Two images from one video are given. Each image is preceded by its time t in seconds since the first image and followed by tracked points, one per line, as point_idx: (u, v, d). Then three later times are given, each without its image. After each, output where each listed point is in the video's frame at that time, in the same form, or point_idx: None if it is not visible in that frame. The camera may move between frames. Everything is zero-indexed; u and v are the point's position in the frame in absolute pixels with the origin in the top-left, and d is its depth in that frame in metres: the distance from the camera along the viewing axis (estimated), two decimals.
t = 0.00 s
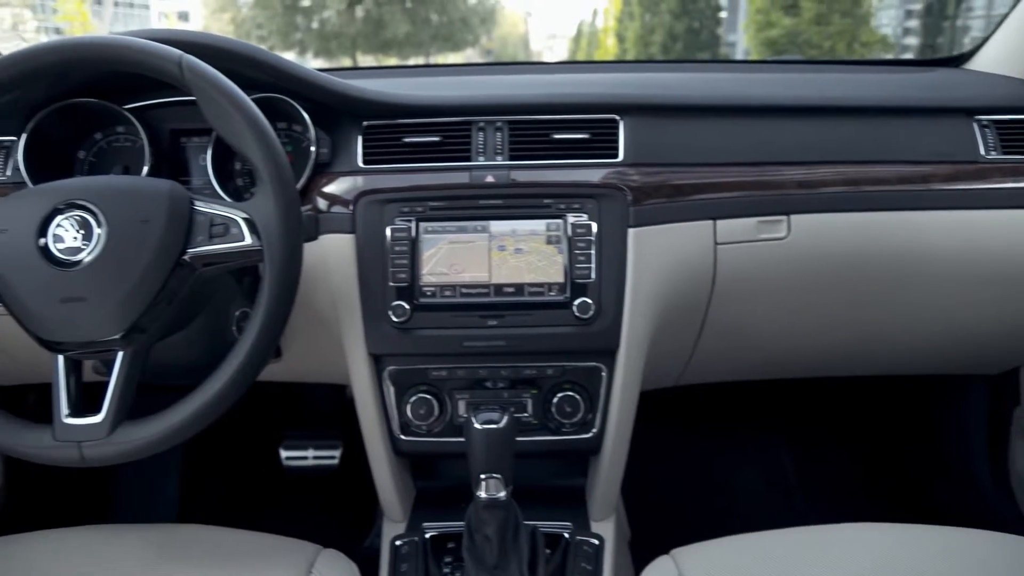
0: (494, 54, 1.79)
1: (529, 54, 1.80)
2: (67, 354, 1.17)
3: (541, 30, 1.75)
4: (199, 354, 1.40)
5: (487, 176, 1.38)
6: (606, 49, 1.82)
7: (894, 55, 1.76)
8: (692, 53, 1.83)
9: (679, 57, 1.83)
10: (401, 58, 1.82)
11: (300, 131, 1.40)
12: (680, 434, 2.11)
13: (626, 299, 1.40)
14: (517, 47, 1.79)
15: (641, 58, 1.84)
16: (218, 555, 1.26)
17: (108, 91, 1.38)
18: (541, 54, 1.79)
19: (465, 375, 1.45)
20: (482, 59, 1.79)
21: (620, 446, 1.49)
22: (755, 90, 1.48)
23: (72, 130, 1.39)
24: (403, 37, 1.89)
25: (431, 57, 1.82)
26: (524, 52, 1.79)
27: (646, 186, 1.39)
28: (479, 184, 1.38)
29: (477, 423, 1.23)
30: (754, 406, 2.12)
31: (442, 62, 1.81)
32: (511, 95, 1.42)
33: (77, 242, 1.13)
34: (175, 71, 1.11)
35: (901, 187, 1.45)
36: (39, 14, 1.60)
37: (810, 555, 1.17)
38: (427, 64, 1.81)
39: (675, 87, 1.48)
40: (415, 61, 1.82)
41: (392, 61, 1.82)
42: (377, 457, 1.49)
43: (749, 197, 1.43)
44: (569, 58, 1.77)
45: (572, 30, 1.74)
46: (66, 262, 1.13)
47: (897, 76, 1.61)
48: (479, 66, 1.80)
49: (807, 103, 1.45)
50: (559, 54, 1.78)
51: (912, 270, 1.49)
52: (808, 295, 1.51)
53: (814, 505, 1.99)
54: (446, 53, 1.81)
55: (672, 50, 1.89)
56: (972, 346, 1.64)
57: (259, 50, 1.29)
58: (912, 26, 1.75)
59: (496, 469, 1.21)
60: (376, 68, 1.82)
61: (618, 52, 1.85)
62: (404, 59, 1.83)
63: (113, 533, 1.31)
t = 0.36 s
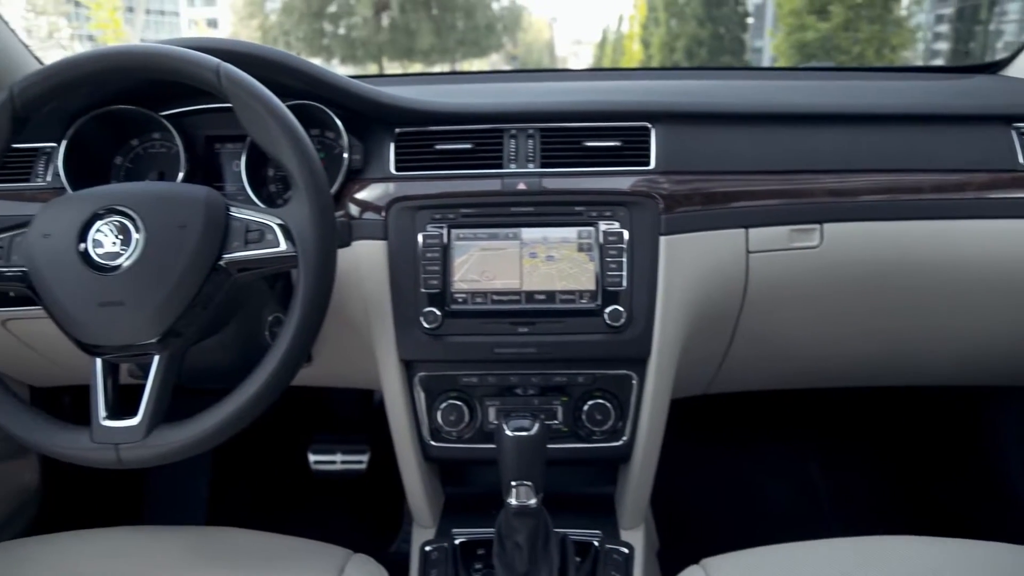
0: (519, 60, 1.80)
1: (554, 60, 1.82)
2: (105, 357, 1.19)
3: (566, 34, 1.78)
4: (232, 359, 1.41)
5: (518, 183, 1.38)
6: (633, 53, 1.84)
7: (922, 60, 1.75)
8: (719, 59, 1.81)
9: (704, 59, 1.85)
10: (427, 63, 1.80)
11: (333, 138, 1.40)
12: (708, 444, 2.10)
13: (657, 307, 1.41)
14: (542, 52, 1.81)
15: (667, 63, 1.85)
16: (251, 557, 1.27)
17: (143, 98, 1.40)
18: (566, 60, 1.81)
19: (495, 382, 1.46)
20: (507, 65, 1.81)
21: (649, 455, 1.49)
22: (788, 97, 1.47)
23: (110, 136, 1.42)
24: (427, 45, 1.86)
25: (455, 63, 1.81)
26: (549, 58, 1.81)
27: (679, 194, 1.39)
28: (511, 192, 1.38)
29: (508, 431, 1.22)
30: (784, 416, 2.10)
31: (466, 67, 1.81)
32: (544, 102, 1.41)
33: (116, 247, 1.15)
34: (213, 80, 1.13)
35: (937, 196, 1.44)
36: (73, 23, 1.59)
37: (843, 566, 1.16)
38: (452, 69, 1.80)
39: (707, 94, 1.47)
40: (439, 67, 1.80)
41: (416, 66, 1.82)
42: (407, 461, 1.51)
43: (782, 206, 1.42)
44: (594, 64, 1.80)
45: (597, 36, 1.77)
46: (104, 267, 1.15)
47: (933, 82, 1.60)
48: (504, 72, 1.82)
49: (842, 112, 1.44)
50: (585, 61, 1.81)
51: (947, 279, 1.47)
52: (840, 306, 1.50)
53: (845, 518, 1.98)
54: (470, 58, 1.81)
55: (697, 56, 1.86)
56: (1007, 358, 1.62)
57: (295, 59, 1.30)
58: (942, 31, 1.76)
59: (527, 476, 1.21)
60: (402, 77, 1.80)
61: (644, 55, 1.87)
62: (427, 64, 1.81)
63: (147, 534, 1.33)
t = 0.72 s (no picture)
0: (543, 67, 1.83)
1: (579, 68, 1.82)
2: (140, 361, 1.20)
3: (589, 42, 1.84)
4: (263, 366, 1.43)
5: (549, 192, 1.38)
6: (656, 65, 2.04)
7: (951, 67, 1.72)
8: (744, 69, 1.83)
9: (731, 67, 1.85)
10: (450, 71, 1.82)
11: (364, 145, 1.41)
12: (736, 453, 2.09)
13: (688, 317, 1.40)
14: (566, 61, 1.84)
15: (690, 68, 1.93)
16: (282, 561, 1.28)
17: (178, 106, 1.42)
18: (591, 68, 1.79)
19: (525, 390, 1.46)
20: (531, 72, 1.81)
21: (679, 466, 1.49)
22: (821, 106, 1.46)
23: (146, 144, 1.44)
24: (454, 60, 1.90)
25: (479, 71, 1.81)
26: (573, 65, 1.83)
27: (710, 203, 1.39)
28: (541, 201, 1.38)
29: (538, 439, 1.22)
30: (813, 426, 2.09)
31: (490, 74, 1.80)
32: (575, 109, 1.41)
33: (152, 253, 1.17)
34: (247, 88, 1.14)
35: (971, 206, 1.42)
36: (105, 31, 1.63)
37: None
38: (476, 76, 1.80)
39: (739, 103, 1.46)
40: (463, 75, 1.81)
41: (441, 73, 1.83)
42: (437, 469, 1.51)
43: (814, 215, 1.41)
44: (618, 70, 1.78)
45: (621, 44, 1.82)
46: (140, 273, 1.16)
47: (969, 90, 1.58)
48: (529, 78, 1.78)
49: (877, 120, 1.41)
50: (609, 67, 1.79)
51: (981, 290, 1.46)
52: (872, 317, 1.49)
53: (874, 531, 1.96)
54: (494, 66, 1.82)
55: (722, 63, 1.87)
56: None
57: (328, 68, 1.31)
58: (972, 37, 1.73)
59: (557, 485, 1.20)
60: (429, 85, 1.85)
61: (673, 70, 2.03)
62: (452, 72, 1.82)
63: (181, 536, 1.34)
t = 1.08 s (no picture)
0: (568, 73, 1.83)
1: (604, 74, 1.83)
2: (175, 365, 1.22)
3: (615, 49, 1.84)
4: (296, 371, 1.44)
5: (580, 200, 1.38)
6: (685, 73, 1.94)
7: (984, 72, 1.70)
8: (772, 76, 1.82)
9: (758, 74, 1.87)
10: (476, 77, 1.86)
11: (395, 153, 1.42)
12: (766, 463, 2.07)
13: (719, 326, 1.40)
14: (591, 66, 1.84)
15: (716, 74, 1.96)
16: (313, 565, 1.29)
17: (213, 113, 1.43)
18: (615, 75, 1.82)
19: (555, 397, 1.46)
20: (557, 79, 1.82)
21: (710, 475, 1.48)
22: (854, 113, 1.44)
23: (181, 151, 1.46)
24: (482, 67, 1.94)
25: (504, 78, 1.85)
26: (598, 71, 1.83)
27: (741, 212, 1.38)
28: (573, 208, 1.38)
29: (569, 446, 1.24)
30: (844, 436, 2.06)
31: (515, 81, 1.84)
32: (606, 116, 1.41)
33: (188, 259, 1.18)
34: (281, 96, 1.16)
35: (1008, 214, 1.40)
36: (138, 40, 1.61)
37: None
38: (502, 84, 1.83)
39: (770, 110, 1.45)
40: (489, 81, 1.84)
41: (467, 80, 1.85)
42: (467, 475, 1.52)
43: (848, 224, 1.40)
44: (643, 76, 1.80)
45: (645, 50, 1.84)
46: (176, 278, 1.18)
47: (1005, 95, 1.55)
48: (554, 85, 1.82)
49: (911, 128, 1.40)
50: (634, 73, 1.81)
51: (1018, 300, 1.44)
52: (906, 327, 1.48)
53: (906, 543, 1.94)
54: (518, 73, 1.85)
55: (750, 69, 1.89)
56: None
57: (363, 77, 1.32)
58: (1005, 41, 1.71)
59: (588, 493, 1.22)
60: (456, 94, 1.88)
61: (694, 72, 1.98)
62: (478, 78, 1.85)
63: (213, 538, 1.35)
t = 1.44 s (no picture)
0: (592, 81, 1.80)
1: (628, 80, 1.79)
2: (207, 368, 1.23)
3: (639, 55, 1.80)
4: (327, 375, 1.45)
5: (610, 206, 1.38)
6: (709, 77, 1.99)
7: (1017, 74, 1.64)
8: (801, 81, 1.81)
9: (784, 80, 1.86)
10: (500, 82, 1.83)
11: (425, 158, 1.42)
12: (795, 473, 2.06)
13: (750, 334, 1.39)
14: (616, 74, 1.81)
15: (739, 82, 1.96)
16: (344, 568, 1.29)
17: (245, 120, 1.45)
18: (640, 80, 1.76)
19: (584, 404, 1.46)
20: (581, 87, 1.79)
21: (740, 484, 1.48)
22: (886, 120, 1.43)
23: (215, 156, 1.47)
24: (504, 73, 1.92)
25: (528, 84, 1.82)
26: (623, 78, 1.79)
27: (772, 219, 1.37)
28: (603, 215, 1.38)
29: (598, 453, 1.22)
30: (872, 445, 2.05)
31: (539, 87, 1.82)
32: (637, 123, 1.41)
33: (222, 263, 1.19)
34: (313, 101, 1.16)
35: None
36: (167, 45, 1.63)
37: None
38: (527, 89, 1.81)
39: (801, 117, 1.44)
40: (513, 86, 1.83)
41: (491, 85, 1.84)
42: (495, 481, 1.52)
43: (880, 231, 1.39)
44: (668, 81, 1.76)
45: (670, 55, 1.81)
46: (210, 282, 1.19)
47: None
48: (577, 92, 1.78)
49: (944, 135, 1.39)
50: (658, 78, 1.75)
51: None
52: (938, 336, 1.46)
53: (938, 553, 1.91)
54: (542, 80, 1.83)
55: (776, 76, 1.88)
56: None
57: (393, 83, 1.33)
58: None
59: (617, 500, 1.20)
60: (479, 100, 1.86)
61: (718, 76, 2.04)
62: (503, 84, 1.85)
63: (245, 540, 1.37)
